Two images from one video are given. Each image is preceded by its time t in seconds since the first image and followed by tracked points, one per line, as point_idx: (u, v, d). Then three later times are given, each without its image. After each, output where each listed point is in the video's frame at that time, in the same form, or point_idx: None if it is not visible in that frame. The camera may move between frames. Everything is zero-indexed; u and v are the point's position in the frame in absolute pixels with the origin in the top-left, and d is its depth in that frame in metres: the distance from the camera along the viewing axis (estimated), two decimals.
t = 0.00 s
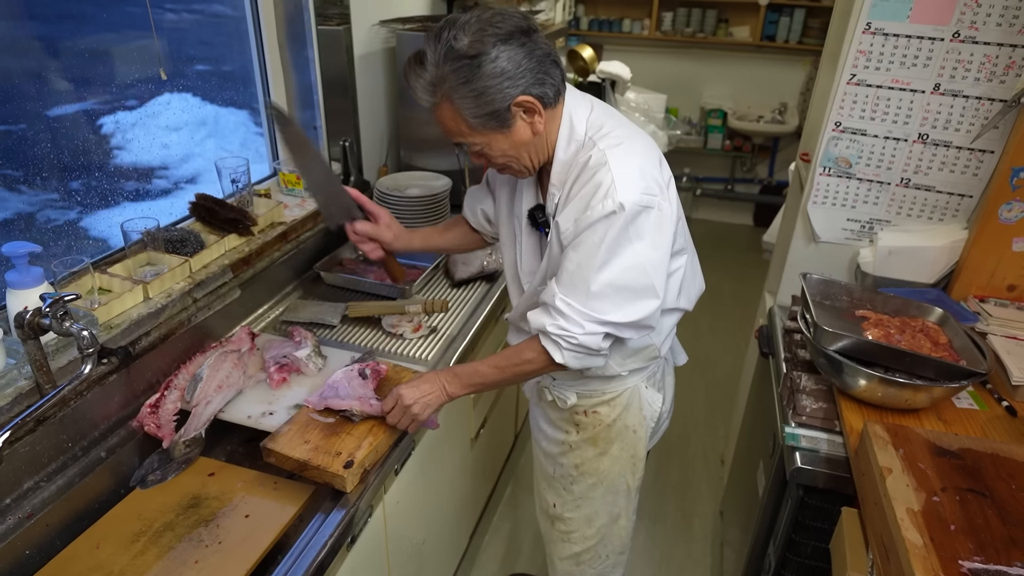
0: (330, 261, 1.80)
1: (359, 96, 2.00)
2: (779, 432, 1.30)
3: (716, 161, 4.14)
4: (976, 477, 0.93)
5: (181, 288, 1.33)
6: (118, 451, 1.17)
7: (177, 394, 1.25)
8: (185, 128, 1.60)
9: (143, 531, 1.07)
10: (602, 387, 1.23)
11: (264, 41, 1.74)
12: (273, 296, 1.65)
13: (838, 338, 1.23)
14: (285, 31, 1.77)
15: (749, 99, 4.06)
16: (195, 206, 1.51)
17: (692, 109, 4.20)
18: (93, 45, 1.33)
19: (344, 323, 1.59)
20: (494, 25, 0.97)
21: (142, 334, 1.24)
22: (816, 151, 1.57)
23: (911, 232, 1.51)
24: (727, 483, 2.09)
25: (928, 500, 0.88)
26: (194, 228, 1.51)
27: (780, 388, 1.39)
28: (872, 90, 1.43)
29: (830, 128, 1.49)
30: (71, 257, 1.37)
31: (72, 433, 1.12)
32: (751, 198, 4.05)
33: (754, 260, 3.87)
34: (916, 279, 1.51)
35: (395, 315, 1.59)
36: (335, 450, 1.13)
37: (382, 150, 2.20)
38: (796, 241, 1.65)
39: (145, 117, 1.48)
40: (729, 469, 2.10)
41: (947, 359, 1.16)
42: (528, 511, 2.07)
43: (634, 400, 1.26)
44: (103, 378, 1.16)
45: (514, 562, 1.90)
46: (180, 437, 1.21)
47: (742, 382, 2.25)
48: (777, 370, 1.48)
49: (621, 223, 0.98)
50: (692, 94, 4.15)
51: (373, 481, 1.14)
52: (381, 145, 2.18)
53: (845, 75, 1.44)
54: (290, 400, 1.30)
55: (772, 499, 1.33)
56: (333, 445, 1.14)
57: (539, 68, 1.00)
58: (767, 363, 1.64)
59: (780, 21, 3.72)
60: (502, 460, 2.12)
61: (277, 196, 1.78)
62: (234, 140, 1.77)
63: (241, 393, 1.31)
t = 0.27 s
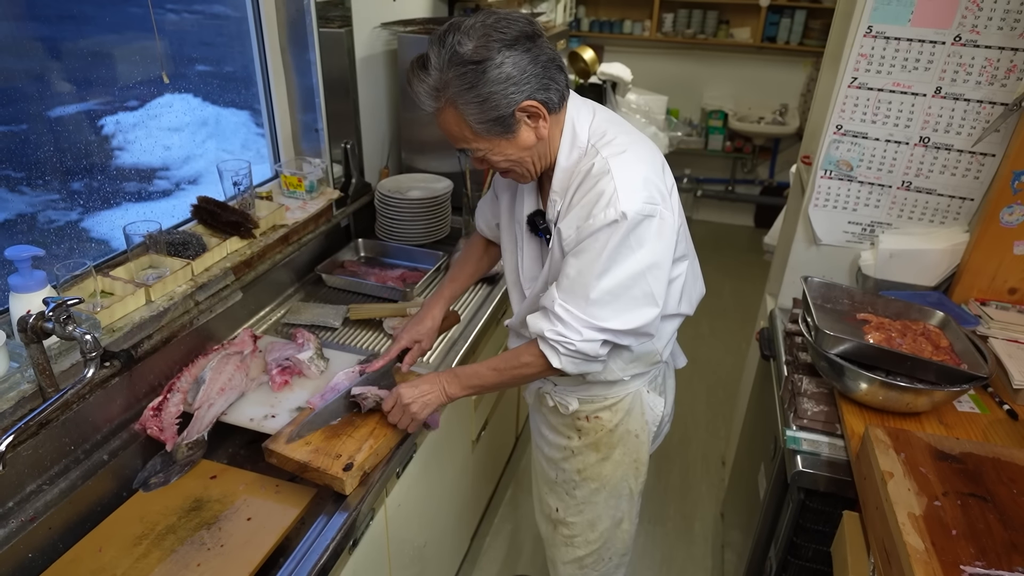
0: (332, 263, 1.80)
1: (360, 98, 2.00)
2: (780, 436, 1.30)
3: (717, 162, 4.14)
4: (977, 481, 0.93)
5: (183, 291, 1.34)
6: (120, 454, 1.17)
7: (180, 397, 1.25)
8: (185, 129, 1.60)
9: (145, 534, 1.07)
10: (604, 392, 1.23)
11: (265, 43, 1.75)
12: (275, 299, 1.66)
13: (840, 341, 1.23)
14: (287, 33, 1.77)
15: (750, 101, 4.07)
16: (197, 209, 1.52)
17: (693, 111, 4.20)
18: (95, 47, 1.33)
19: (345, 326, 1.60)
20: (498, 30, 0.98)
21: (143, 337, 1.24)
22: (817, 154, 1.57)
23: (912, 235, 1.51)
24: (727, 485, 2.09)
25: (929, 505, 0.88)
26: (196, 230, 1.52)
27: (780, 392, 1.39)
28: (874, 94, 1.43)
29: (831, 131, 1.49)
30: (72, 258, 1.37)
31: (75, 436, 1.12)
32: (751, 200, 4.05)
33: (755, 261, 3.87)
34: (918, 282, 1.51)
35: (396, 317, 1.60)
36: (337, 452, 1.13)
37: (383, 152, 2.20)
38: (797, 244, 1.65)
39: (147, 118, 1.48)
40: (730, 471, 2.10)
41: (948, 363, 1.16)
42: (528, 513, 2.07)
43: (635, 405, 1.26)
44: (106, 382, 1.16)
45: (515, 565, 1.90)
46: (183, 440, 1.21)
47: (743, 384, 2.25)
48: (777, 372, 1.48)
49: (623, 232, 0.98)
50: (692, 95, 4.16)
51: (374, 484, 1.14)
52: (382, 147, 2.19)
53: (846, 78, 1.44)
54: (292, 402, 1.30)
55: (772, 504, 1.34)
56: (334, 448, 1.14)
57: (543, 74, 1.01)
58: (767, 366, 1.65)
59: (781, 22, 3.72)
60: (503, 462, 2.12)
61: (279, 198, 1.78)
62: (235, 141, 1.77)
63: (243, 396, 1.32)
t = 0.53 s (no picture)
0: (331, 263, 1.80)
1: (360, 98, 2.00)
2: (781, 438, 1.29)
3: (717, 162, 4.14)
4: (979, 484, 0.92)
5: (181, 291, 1.33)
6: (118, 455, 1.17)
7: (178, 397, 1.25)
8: (185, 128, 1.60)
9: (143, 536, 1.06)
10: (598, 395, 1.23)
11: (265, 42, 1.74)
12: (274, 299, 1.65)
13: (841, 342, 1.21)
14: (286, 33, 1.76)
15: (750, 101, 4.06)
16: (195, 209, 1.51)
17: (693, 111, 4.20)
18: (94, 46, 1.33)
19: (344, 326, 1.59)
20: (501, 16, 0.98)
21: (142, 338, 1.23)
22: (818, 154, 1.56)
23: (913, 236, 1.51)
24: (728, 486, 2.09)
25: (930, 507, 0.88)
26: (194, 230, 1.51)
27: (781, 393, 1.39)
28: (875, 94, 1.43)
29: (831, 131, 1.49)
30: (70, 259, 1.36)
31: (72, 437, 1.11)
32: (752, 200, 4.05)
33: (755, 262, 3.87)
34: (919, 283, 1.51)
35: (395, 317, 1.59)
36: (335, 453, 1.12)
37: (383, 152, 2.20)
38: (798, 245, 1.65)
39: (146, 117, 1.48)
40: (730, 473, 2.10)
41: (949, 364, 1.15)
42: (528, 514, 2.07)
43: (629, 409, 1.26)
44: (103, 383, 1.16)
45: (513, 567, 1.90)
46: (180, 441, 1.20)
47: (743, 385, 2.24)
48: (778, 373, 1.47)
49: (620, 218, 0.98)
50: (693, 95, 4.15)
51: (372, 486, 1.14)
52: (382, 147, 2.18)
53: (847, 78, 1.43)
54: (290, 403, 1.30)
55: (771, 506, 1.33)
56: (333, 449, 1.13)
57: (541, 64, 1.00)
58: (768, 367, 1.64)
59: (782, 22, 3.71)
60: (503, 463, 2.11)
61: (278, 198, 1.78)
62: (235, 141, 1.77)
63: (242, 397, 1.31)
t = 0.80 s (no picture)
0: (328, 263, 1.79)
1: (358, 97, 1.99)
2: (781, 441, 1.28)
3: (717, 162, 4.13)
4: (981, 487, 0.91)
5: (177, 291, 1.32)
6: (112, 457, 1.16)
7: (173, 398, 1.23)
8: (185, 127, 1.59)
9: (136, 539, 1.05)
10: (581, 395, 1.22)
11: (262, 42, 1.74)
12: (270, 299, 1.64)
13: (840, 344, 1.20)
14: (283, 32, 1.75)
15: (750, 101, 4.05)
16: (191, 208, 1.50)
17: (693, 111, 4.19)
18: (93, 45, 1.32)
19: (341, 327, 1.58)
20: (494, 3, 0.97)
21: (136, 338, 1.22)
22: (818, 154, 1.55)
23: (914, 236, 1.50)
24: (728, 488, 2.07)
25: (933, 512, 0.87)
26: (190, 230, 1.50)
27: (781, 395, 1.37)
28: (876, 93, 1.42)
29: (832, 131, 1.48)
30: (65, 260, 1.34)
31: (65, 439, 1.10)
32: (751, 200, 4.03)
33: (755, 262, 3.85)
34: (920, 283, 1.50)
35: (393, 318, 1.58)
36: (331, 455, 1.11)
37: (381, 151, 2.18)
38: (798, 245, 1.64)
39: (146, 118, 1.47)
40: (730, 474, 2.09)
41: (952, 366, 1.14)
42: (527, 515, 2.06)
43: (613, 412, 1.24)
44: (97, 384, 1.14)
45: (512, 569, 1.88)
46: (175, 442, 1.19)
47: (743, 386, 2.23)
48: (778, 374, 1.46)
49: (595, 210, 0.96)
50: (693, 94, 4.14)
51: (368, 488, 1.13)
52: (380, 146, 2.17)
53: (848, 77, 1.42)
54: (286, 404, 1.28)
55: (772, 509, 1.32)
56: (328, 451, 1.12)
57: (529, 54, 1.00)
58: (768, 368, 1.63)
59: (782, 21, 3.70)
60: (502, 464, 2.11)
61: (275, 198, 1.77)
62: (235, 141, 1.77)
63: (237, 398, 1.30)
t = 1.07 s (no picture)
0: (326, 264, 1.78)
1: (356, 97, 1.98)
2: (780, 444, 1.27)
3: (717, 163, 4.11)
4: (983, 492, 0.90)
5: (172, 292, 1.31)
6: (106, 459, 1.15)
7: (168, 400, 1.22)
8: (185, 127, 1.59)
9: (129, 542, 1.04)
10: (561, 393, 1.24)
11: (259, 42, 1.73)
12: (267, 300, 1.63)
13: (841, 346, 1.19)
14: (280, 32, 1.75)
15: (750, 101, 4.04)
16: (187, 209, 1.49)
17: (693, 111, 4.18)
18: (91, 45, 1.31)
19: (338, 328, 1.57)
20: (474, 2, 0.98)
21: (130, 340, 1.22)
22: (818, 154, 1.54)
23: (916, 237, 1.49)
24: (727, 489, 2.06)
25: (934, 516, 0.86)
26: (186, 231, 1.49)
27: (781, 397, 1.36)
28: (876, 93, 1.40)
29: (833, 131, 1.47)
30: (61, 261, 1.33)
31: (59, 441, 1.09)
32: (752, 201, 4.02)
33: (755, 263, 3.84)
34: (920, 284, 1.49)
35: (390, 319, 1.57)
36: (326, 458, 1.10)
37: (380, 151, 2.18)
38: (798, 246, 1.63)
39: (145, 118, 1.46)
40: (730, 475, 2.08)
41: (953, 369, 1.13)
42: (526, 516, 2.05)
43: (592, 413, 1.24)
44: (91, 386, 1.14)
45: (510, 571, 1.87)
46: (170, 445, 1.19)
47: (743, 388, 2.22)
48: (778, 376, 1.45)
49: (525, 203, 0.92)
50: (693, 94, 4.13)
51: (364, 491, 1.12)
52: (378, 146, 2.16)
53: (849, 77, 1.41)
54: (282, 406, 1.28)
55: (771, 512, 1.31)
56: (324, 454, 1.11)
57: (507, 49, 0.99)
58: (768, 369, 1.62)
59: (783, 21, 3.69)
60: (501, 464, 2.10)
61: (273, 199, 1.76)
62: (234, 141, 1.76)
63: (232, 400, 1.29)
